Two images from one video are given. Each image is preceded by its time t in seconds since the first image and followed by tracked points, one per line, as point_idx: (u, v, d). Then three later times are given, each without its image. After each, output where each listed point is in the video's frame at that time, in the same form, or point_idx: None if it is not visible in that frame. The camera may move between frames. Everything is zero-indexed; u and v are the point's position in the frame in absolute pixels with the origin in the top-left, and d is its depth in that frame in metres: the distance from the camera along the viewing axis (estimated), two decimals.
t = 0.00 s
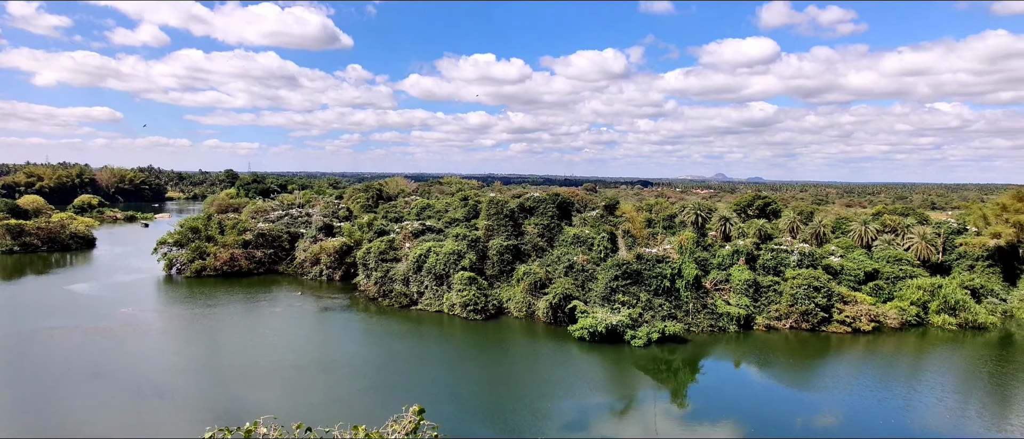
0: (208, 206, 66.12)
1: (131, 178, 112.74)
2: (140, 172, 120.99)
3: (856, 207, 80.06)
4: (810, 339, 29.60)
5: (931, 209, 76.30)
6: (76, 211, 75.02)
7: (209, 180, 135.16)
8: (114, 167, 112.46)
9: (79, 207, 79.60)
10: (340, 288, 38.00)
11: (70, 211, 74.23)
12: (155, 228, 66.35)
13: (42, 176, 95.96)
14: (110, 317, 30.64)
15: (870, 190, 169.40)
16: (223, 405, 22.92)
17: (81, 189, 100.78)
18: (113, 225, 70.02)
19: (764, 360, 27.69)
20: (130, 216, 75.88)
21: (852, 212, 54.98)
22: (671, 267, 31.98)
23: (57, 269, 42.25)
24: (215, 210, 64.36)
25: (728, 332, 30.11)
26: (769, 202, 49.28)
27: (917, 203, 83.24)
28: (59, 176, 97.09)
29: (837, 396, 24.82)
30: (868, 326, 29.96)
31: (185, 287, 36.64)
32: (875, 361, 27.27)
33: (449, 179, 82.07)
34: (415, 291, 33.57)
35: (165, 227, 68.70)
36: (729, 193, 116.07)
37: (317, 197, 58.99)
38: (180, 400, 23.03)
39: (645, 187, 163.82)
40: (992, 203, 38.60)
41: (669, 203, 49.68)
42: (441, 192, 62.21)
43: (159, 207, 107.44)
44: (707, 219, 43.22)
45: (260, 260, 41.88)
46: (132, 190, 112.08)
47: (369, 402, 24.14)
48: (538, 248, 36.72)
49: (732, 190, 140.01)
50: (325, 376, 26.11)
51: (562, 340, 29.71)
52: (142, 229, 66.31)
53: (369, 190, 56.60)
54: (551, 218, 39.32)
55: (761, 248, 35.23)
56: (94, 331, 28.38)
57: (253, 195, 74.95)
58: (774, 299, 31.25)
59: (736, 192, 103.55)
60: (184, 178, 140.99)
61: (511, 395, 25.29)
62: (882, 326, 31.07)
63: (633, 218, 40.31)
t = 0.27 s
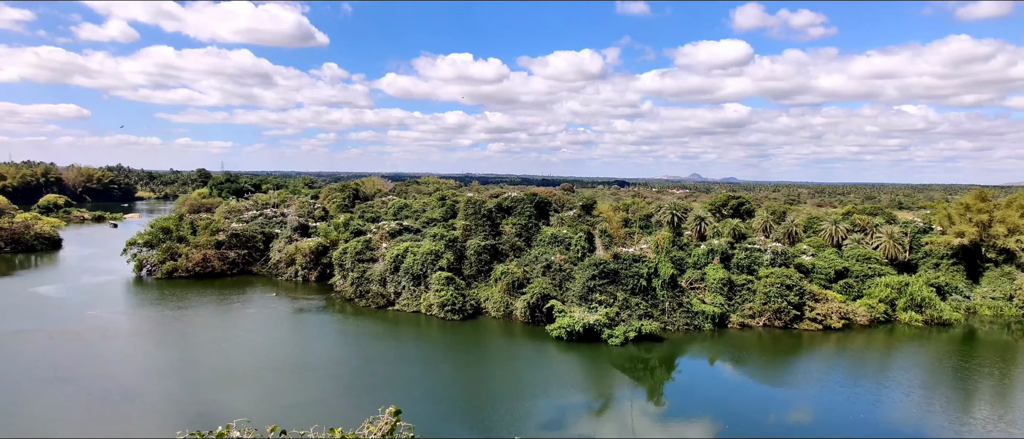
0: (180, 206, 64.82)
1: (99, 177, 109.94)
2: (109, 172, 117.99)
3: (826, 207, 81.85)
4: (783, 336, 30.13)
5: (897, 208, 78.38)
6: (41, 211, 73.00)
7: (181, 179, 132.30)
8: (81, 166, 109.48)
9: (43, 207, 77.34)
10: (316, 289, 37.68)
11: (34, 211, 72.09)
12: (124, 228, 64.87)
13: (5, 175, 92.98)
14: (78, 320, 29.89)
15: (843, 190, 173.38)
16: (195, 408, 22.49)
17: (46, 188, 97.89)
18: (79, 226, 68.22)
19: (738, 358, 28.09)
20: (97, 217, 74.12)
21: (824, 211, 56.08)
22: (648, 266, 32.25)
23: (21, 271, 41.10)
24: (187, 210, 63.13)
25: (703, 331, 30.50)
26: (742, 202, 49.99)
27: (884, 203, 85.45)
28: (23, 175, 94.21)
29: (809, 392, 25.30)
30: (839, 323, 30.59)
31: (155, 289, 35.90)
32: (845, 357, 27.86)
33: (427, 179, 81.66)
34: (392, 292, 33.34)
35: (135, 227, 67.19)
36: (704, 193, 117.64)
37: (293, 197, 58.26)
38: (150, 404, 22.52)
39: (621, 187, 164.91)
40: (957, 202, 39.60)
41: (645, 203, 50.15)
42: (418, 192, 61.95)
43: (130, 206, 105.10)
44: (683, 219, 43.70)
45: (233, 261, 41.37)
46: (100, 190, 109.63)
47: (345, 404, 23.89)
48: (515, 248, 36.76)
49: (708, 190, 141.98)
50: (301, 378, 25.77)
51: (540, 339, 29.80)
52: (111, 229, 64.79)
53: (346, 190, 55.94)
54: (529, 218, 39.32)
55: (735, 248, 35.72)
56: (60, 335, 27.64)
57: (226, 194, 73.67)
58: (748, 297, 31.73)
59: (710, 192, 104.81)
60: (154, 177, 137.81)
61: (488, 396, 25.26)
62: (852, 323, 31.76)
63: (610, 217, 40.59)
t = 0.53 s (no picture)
0: (149, 206, 63.48)
1: (64, 176, 106.97)
2: (76, 171, 114.84)
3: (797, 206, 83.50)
4: (756, 333, 30.65)
5: (865, 207, 80.35)
6: (2, 211, 70.64)
7: (152, 178, 129.40)
8: (44, 165, 106.32)
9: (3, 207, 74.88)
10: (290, 290, 37.34)
11: None
12: (90, 229, 63.27)
13: None
14: (42, 323, 29.07)
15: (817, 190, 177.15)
16: (164, 412, 22.03)
17: (7, 188, 94.83)
18: (42, 226, 66.26)
19: (712, 355, 28.50)
20: (61, 217, 72.22)
21: (794, 210, 57.16)
22: (624, 265, 32.49)
23: None
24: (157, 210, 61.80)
25: (678, 328, 30.87)
26: (716, 201, 50.64)
27: (853, 202, 87.60)
28: None
29: (781, 388, 25.76)
30: (810, 320, 31.18)
31: (123, 291, 35.12)
32: (816, 353, 28.43)
33: (404, 178, 81.21)
34: (369, 292, 33.09)
35: (102, 227, 65.57)
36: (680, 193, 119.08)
37: (266, 196, 57.46)
38: (117, 408, 21.98)
39: (600, 186, 166.16)
40: (921, 201, 40.16)
41: (621, 202, 50.57)
42: (395, 191, 61.60)
43: (95, 206, 101.92)
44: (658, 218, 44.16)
45: (205, 262, 40.82)
46: (66, 190, 106.72)
47: (320, 405, 23.63)
48: (492, 247, 36.74)
49: (683, 190, 143.78)
50: (275, 379, 25.42)
51: (517, 338, 29.89)
52: (76, 230, 63.13)
53: (321, 190, 55.12)
54: (506, 217, 39.33)
55: (709, 246, 36.21)
56: (22, 340, 26.81)
57: (198, 194, 72.32)
58: (722, 295, 32.20)
59: (683, 192, 106.15)
60: (123, 177, 134.45)
61: (465, 395, 25.22)
62: (822, 319, 32.42)
63: (587, 216, 40.84)
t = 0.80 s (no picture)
0: (116, 204, 62.00)
1: (26, 175, 103.66)
2: (39, 169, 111.46)
3: (769, 204, 85.02)
4: (728, 329, 31.16)
5: (833, 205, 82.27)
6: None
7: (120, 176, 126.16)
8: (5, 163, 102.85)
9: None
10: (263, 290, 36.99)
11: None
12: (53, 228, 61.57)
13: None
14: (1, 326, 28.13)
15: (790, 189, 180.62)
16: (132, 415, 21.55)
17: None
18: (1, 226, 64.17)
19: (686, 351, 28.88)
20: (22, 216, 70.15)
21: (764, 208, 58.31)
22: (599, 263, 32.68)
23: None
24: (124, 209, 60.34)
25: (653, 326, 31.25)
26: (690, 200, 51.21)
27: (823, 201, 89.59)
28: None
29: (752, 383, 26.22)
30: (780, 316, 31.85)
31: (89, 292, 34.26)
32: (786, 349, 28.99)
33: (380, 176, 80.70)
34: (343, 292, 32.77)
35: (66, 227, 63.82)
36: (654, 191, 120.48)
37: (237, 195, 56.58)
38: (82, 413, 21.41)
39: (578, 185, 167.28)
40: (887, 201, 41.09)
41: (597, 201, 50.91)
42: (369, 190, 61.10)
43: (59, 207, 96.92)
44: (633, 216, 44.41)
45: (174, 262, 40.22)
46: (28, 188, 103.52)
47: (293, 407, 23.34)
48: (468, 246, 36.64)
49: (659, 189, 145.45)
50: (247, 381, 25.03)
51: (493, 337, 29.93)
52: (38, 230, 61.37)
53: (294, 188, 54.13)
54: (482, 216, 39.26)
55: (682, 244, 36.67)
56: None
57: (167, 193, 70.82)
58: (695, 292, 32.63)
59: (657, 191, 107.41)
60: (89, 175, 130.79)
61: (441, 394, 25.16)
62: (793, 315, 33.04)
63: (563, 215, 41.02)
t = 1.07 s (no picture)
0: (79, 203, 60.25)
1: None
2: None
3: (740, 203, 86.55)
4: (700, 325, 31.64)
5: (802, 204, 84.12)
6: None
7: (85, 174, 122.37)
8: None
9: None
10: (233, 290, 36.52)
11: None
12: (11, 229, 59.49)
13: None
14: None
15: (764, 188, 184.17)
16: (97, 420, 20.98)
17: None
18: None
19: (659, 348, 29.24)
20: None
21: (736, 206, 59.18)
22: (574, 261, 32.94)
23: None
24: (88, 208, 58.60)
25: (627, 323, 31.60)
26: (663, 198, 51.66)
27: (792, 199, 91.49)
28: None
29: (723, 378, 26.64)
30: (750, 312, 32.41)
31: (51, 294, 33.30)
32: (756, 344, 29.53)
33: (354, 175, 79.93)
34: (316, 291, 32.46)
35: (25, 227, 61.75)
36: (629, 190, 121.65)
37: (206, 194, 55.48)
38: (44, 418, 20.79)
39: (556, 184, 168.04)
40: (854, 198, 42.15)
41: (571, 199, 51.17)
42: (343, 189, 60.50)
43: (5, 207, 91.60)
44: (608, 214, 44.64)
45: (141, 262, 39.51)
46: None
47: (265, 408, 23.01)
48: (443, 245, 36.56)
49: (635, 188, 146.78)
50: (216, 382, 24.59)
51: (469, 336, 29.94)
52: None
53: (265, 187, 53.10)
54: (457, 214, 39.19)
55: (656, 242, 37.08)
56: None
57: (133, 191, 69.08)
58: (668, 289, 33.06)
59: (631, 190, 108.27)
60: (52, 174, 126.62)
61: (416, 394, 25.05)
62: (763, 312, 33.72)
63: (537, 213, 41.10)
